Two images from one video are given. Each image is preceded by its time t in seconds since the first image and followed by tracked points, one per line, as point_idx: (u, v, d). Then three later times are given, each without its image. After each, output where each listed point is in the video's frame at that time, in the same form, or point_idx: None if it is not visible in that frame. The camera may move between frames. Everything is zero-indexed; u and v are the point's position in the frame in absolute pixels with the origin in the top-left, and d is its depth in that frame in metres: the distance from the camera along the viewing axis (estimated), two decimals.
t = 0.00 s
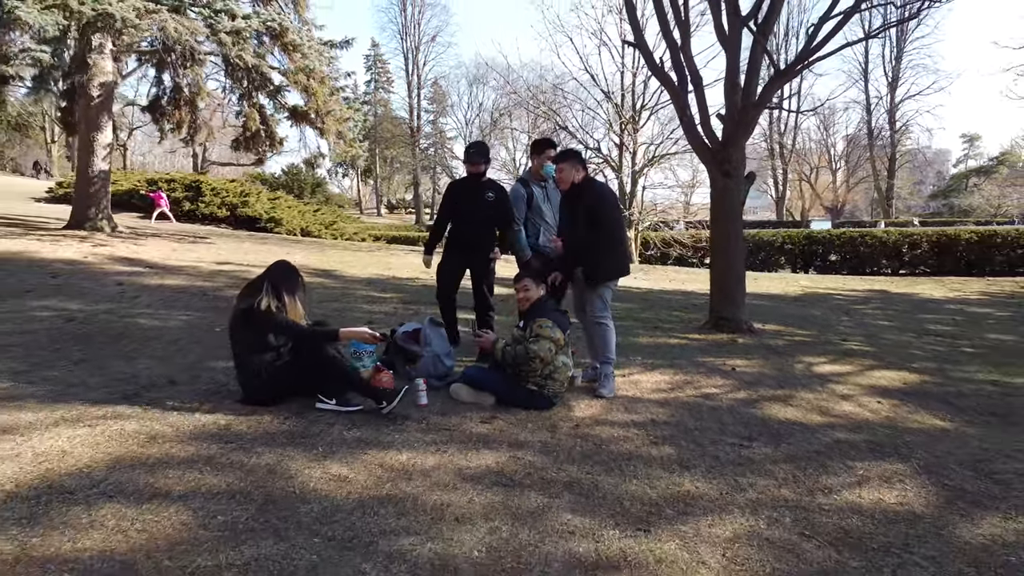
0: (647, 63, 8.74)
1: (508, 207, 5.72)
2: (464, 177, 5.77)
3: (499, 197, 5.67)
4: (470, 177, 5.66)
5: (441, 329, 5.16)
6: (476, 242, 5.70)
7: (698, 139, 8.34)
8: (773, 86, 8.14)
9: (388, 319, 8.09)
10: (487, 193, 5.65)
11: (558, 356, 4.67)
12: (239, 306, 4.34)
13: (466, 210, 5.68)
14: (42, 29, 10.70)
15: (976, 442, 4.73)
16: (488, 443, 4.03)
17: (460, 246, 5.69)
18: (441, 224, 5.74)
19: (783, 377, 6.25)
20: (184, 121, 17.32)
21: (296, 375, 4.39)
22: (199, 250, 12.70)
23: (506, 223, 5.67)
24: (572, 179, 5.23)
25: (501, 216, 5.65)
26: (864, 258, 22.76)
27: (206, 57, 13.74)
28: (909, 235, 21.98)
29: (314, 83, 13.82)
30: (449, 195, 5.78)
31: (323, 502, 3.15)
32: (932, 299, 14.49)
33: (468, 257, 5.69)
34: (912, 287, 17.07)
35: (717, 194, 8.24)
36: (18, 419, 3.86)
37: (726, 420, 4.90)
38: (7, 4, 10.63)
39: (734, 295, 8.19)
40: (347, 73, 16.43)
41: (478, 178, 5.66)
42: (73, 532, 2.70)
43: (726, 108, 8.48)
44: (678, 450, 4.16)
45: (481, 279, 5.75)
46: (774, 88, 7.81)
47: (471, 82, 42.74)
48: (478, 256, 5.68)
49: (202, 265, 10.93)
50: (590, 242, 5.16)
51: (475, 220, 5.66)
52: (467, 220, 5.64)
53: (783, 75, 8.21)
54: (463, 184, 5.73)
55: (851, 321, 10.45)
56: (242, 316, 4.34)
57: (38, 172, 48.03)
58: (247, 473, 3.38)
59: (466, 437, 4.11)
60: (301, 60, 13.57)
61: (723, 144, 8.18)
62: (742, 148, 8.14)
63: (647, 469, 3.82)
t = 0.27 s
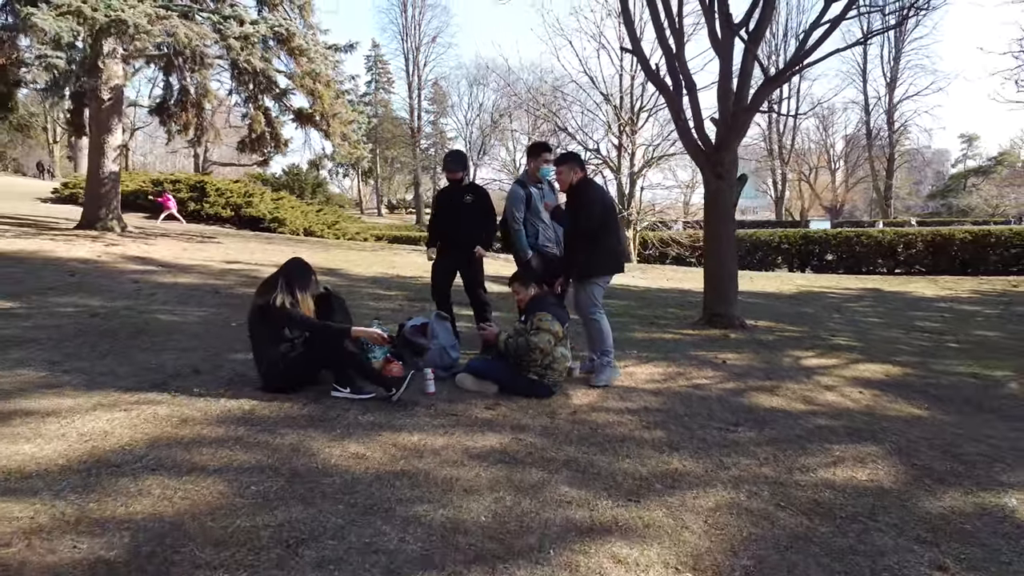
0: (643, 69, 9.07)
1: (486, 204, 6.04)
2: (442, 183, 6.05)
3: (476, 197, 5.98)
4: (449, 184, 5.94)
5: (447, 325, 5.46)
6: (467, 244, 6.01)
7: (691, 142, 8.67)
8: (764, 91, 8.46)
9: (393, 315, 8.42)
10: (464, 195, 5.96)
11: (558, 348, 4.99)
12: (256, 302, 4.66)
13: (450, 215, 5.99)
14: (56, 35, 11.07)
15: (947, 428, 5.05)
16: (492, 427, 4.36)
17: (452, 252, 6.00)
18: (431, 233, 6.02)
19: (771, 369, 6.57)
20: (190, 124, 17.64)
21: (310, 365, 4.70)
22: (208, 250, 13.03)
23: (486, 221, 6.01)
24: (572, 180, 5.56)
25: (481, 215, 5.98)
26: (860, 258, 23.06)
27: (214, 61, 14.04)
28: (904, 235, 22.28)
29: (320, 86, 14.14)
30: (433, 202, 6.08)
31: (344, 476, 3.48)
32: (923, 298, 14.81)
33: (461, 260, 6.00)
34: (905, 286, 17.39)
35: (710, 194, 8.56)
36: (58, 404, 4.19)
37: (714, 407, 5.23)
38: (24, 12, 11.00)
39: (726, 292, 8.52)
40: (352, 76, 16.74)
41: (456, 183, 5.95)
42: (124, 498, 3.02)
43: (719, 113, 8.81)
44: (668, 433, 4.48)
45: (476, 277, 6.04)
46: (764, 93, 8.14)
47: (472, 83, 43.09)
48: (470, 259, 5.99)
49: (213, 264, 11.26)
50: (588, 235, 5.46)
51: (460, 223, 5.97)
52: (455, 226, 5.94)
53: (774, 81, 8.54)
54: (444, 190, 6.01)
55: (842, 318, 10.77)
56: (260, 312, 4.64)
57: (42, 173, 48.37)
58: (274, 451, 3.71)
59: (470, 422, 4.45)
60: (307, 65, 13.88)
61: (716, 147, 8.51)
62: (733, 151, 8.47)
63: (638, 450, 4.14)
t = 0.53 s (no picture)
0: (639, 75, 9.40)
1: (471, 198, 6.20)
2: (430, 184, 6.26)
3: (460, 192, 6.14)
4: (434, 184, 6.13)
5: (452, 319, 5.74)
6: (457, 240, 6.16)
7: (686, 145, 8.98)
8: (756, 96, 8.79)
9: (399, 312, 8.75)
10: (449, 192, 6.14)
11: (557, 340, 5.34)
12: (273, 297, 4.97)
13: (438, 214, 6.18)
14: (70, 41, 11.62)
15: (923, 416, 5.35)
16: (495, 413, 4.68)
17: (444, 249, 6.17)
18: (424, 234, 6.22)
19: (759, 362, 6.89)
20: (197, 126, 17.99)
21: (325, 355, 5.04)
22: (216, 249, 13.37)
23: (472, 213, 6.15)
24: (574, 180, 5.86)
25: (466, 209, 6.12)
26: (856, 258, 23.37)
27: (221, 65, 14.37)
28: (899, 235, 22.59)
29: (325, 90, 14.47)
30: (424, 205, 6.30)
31: (360, 454, 3.80)
32: (915, 296, 15.14)
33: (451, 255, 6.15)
34: (898, 285, 17.71)
35: (704, 196, 8.88)
36: (92, 390, 4.52)
37: (703, 397, 5.54)
38: (40, 19, 11.55)
39: (719, 290, 8.86)
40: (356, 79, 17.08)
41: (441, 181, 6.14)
42: (163, 470, 3.34)
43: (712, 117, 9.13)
44: (659, 419, 4.81)
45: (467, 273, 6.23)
46: (756, 98, 8.46)
47: (472, 84, 43.45)
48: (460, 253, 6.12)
49: (222, 263, 11.60)
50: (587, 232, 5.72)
51: (448, 220, 6.14)
52: (442, 223, 6.11)
53: (765, 86, 8.87)
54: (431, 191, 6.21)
55: (833, 315, 11.10)
56: (276, 307, 4.94)
57: (46, 173, 48.79)
58: (294, 432, 4.03)
59: (475, 408, 4.77)
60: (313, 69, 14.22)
61: (709, 150, 8.83)
62: (726, 154, 8.79)
63: (630, 433, 4.47)
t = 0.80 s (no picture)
0: (636, 80, 9.73)
1: (462, 199, 6.45)
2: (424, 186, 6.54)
3: (451, 194, 6.40)
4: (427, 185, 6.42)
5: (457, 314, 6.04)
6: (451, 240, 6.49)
7: (681, 149, 9.31)
8: (748, 101, 9.12)
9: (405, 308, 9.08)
10: (440, 195, 6.42)
11: (557, 334, 5.68)
12: (291, 292, 5.31)
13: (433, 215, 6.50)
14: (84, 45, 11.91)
15: (901, 404, 5.67)
16: (498, 400, 5.01)
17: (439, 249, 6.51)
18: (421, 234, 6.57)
19: (750, 355, 7.23)
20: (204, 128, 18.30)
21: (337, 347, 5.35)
22: (223, 248, 13.69)
23: (464, 215, 6.42)
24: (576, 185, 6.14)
25: (455, 212, 6.40)
26: (852, 257, 23.67)
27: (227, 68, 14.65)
28: (894, 235, 22.88)
29: (331, 93, 14.79)
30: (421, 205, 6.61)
31: (374, 435, 4.12)
32: (908, 295, 15.45)
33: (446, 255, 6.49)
34: (892, 284, 18.03)
35: (698, 197, 9.19)
36: (122, 378, 4.84)
37: (694, 386, 5.86)
38: (55, 24, 11.93)
39: (713, 288, 9.18)
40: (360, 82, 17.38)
41: (432, 184, 6.41)
42: (197, 447, 3.67)
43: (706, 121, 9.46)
44: (651, 407, 5.13)
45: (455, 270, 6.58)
46: (747, 103, 8.79)
47: (472, 85, 43.78)
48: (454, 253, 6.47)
49: (230, 262, 11.92)
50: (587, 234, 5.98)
51: (440, 221, 6.44)
52: (435, 225, 6.42)
53: (757, 91, 9.20)
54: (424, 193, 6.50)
55: (825, 313, 11.42)
56: (294, 301, 5.29)
57: (49, 174, 49.09)
58: (313, 416, 4.36)
59: (478, 396, 5.09)
60: (319, 73, 14.54)
61: (703, 153, 9.17)
62: (719, 157, 9.13)
63: (624, 419, 4.79)
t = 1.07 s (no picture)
0: (633, 84, 10.07)
1: (449, 203, 6.79)
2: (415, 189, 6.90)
3: (438, 199, 6.75)
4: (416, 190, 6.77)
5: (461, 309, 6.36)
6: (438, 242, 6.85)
7: (675, 151, 9.64)
8: (740, 104, 9.46)
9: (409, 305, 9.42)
10: (429, 200, 6.77)
11: (555, 327, 6.00)
12: (306, 286, 5.63)
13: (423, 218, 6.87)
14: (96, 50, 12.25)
15: (881, 394, 6.00)
16: (500, 389, 5.34)
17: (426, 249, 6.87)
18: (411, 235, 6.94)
19: (740, 349, 7.55)
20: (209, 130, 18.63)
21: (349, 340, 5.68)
22: (231, 248, 14.01)
23: (450, 218, 6.77)
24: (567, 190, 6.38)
25: (443, 215, 6.77)
26: (847, 257, 23.99)
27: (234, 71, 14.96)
28: (889, 235, 23.19)
29: (335, 96, 15.14)
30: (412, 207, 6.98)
31: (386, 418, 4.45)
32: (900, 293, 15.78)
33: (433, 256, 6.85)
34: (886, 283, 18.36)
35: (692, 197, 9.53)
36: (149, 368, 5.18)
37: (685, 377, 6.20)
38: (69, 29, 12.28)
39: (707, 285, 9.52)
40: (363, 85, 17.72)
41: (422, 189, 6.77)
42: (225, 428, 4.00)
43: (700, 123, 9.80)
44: (644, 395, 5.46)
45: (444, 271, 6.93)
46: (739, 107, 9.13)
47: (472, 85, 44.11)
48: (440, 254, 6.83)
49: (238, 261, 12.26)
50: (589, 234, 6.26)
51: (428, 224, 6.81)
52: (423, 228, 6.78)
53: (749, 95, 9.54)
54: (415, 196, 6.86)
55: (816, 310, 11.75)
56: (308, 296, 5.60)
57: (51, 174, 49.36)
58: (329, 402, 4.69)
59: (482, 385, 5.42)
60: (324, 76, 14.90)
61: (697, 154, 9.50)
62: (712, 159, 9.46)
63: (618, 406, 5.11)
